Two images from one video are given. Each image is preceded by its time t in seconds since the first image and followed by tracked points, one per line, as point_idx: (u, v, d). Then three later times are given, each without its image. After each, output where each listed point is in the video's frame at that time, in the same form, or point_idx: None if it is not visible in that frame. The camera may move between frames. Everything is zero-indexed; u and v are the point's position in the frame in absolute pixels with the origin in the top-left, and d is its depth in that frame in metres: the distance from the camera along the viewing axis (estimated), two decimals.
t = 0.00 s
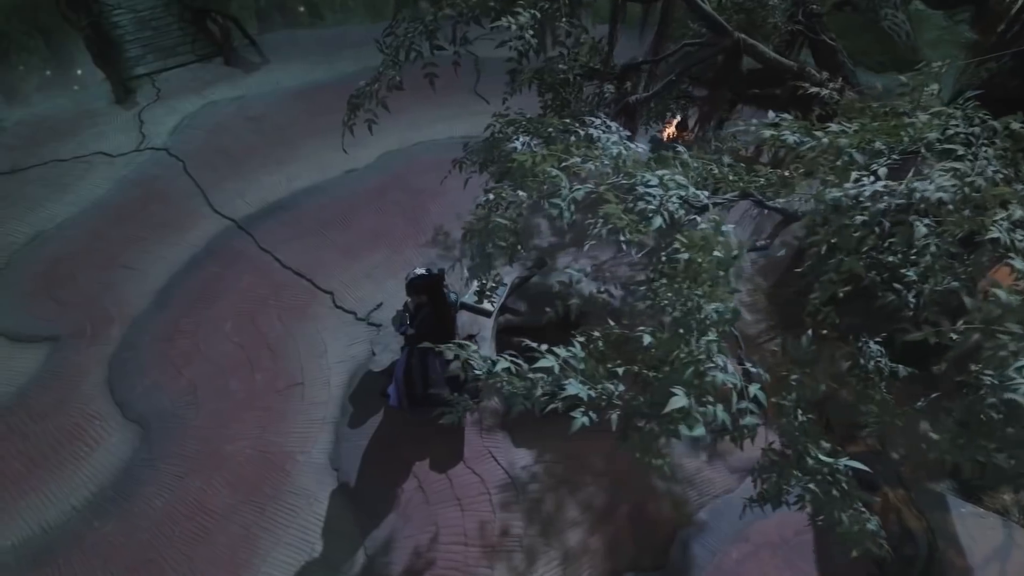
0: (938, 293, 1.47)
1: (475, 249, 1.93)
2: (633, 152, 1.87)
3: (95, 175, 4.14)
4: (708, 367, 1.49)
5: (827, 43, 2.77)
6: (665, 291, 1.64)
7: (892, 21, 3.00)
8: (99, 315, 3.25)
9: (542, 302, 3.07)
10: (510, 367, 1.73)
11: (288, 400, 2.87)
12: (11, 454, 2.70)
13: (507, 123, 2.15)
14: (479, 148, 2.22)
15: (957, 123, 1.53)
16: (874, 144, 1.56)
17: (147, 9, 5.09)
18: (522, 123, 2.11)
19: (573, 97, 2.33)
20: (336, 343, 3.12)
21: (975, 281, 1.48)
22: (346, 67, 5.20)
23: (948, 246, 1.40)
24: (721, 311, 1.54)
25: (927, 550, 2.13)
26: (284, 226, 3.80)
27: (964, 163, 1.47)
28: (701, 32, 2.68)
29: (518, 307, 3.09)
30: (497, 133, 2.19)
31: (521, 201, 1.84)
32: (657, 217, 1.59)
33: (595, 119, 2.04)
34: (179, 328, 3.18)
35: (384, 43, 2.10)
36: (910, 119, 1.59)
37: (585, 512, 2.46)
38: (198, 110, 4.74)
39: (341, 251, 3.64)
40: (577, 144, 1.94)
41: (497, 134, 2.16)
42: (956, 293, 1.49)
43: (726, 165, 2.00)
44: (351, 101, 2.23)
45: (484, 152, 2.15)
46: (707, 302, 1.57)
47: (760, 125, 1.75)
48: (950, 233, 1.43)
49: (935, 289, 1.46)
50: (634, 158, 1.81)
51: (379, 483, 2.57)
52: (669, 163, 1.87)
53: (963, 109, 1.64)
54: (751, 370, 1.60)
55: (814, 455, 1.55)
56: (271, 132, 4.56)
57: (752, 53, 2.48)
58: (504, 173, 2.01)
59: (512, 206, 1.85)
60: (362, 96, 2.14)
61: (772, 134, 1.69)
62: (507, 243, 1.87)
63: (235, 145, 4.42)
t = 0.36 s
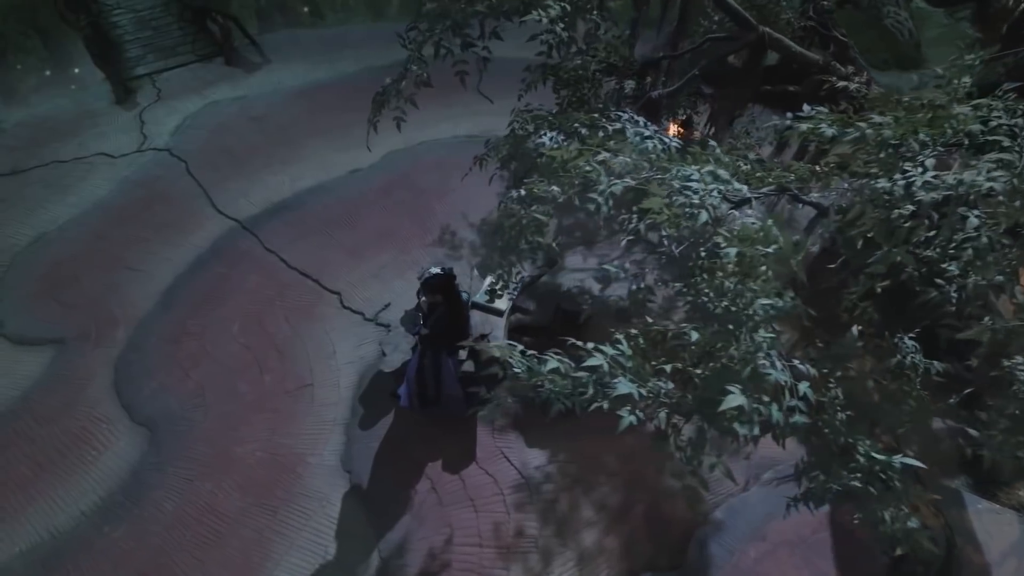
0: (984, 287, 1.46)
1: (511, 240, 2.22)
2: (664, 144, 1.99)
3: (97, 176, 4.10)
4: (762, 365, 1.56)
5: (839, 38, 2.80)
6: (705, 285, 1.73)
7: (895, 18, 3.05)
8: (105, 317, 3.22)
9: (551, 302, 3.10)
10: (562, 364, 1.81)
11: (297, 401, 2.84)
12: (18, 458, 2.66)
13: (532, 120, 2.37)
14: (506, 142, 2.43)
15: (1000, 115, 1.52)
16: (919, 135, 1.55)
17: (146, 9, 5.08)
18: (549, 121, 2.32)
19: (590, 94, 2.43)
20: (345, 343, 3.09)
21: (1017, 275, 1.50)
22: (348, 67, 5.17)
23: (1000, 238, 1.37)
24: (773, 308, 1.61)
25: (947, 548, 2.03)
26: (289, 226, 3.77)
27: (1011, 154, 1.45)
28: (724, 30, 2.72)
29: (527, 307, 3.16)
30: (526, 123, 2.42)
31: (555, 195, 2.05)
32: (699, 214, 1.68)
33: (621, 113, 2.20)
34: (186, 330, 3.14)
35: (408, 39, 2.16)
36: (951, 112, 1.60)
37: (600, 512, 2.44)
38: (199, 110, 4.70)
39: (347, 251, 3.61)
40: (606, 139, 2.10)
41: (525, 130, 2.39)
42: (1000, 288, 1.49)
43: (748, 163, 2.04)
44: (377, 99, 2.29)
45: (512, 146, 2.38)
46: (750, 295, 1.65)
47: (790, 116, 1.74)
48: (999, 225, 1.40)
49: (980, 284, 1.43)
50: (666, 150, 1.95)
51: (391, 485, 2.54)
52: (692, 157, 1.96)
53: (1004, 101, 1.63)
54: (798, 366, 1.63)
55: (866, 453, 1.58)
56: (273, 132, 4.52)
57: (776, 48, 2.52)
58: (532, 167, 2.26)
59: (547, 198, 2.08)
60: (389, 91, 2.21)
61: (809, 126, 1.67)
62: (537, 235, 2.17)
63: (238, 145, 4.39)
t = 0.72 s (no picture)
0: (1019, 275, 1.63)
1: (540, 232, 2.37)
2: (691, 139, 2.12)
3: (95, 179, 4.04)
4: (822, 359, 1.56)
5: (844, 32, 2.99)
6: (746, 281, 1.81)
7: (892, 14, 3.22)
8: (107, 321, 3.17)
9: (558, 300, 3.10)
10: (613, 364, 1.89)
11: (305, 404, 2.81)
12: (21, 466, 2.62)
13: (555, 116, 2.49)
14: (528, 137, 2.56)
15: None
16: (959, 128, 1.68)
17: (142, 10, 5.10)
18: (571, 118, 2.44)
19: (606, 89, 2.52)
20: (352, 344, 3.06)
21: None
22: (347, 66, 5.13)
23: None
24: (821, 300, 1.68)
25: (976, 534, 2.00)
26: (292, 227, 3.73)
27: None
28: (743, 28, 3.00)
29: (536, 306, 3.13)
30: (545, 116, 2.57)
31: (588, 188, 2.22)
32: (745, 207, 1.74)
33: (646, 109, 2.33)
34: (190, 333, 3.10)
35: (434, 38, 2.41)
36: (989, 103, 1.72)
37: (614, 511, 2.42)
38: (198, 111, 4.65)
39: (352, 251, 3.59)
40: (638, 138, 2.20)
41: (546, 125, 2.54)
42: None
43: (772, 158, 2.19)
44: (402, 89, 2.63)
45: (533, 143, 2.51)
46: (794, 288, 1.71)
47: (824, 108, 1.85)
48: None
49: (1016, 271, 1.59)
50: (694, 146, 2.09)
51: (403, 487, 2.52)
52: (723, 150, 2.09)
53: None
54: (850, 362, 1.59)
55: (915, 449, 1.67)
56: (274, 132, 4.49)
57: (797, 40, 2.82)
58: (559, 161, 2.37)
59: (579, 191, 2.23)
60: (411, 87, 2.55)
61: (846, 120, 1.80)
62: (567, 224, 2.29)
63: (239, 146, 4.35)
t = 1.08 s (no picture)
0: None
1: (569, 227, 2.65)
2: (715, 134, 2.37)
3: (91, 183, 3.98)
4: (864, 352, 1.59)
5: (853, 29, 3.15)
6: (784, 278, 1.80)
7: (890, 11, 3.23)
8: (108, 327, 3.12)
9: (565, 299, 3.09)
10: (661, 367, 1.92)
11: (312, 408, 2.78)
12: (23, 476, 2.57)
13: (578, 114, 2.71)
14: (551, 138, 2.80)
15: None
16: (996, 120, 1.73)
17: (134, 12, 5.04)
18: (593, 117, 2.64)
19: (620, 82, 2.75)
20: (358, 347, 3.03)
21: None
22: (344, 67, 5.09)
23: None
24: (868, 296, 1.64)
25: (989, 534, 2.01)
26: (294, 230, 3.69)
27: None
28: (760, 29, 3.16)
29: (542, 306, 3.09)
30: (563, 114, 2.85)
31: (620, 187, 2.42)
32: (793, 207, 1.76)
33: (670, 107, 2.54)
34: (193, 338, 3.06)
35: (457, 44, 2.64)
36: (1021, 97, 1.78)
37: (628, 511, 2.41)
38: (194, 112, 4.60)
39: (354, 253, 3.55)
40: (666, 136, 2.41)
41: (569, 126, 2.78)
42: None
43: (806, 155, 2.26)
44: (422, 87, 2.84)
45: (556, 144, 2.75)
46: (841, 284, 1.67)
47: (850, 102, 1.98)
48: None
49: None
50: (718, 140, 2.32)
51: (415, 491, 2.49)
52: (745, 146, 2.28)
53: None
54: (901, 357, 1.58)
55: (962, 445, 1.66)
56: (272, 133, 4.44)
57: (816, 35, 2.94)
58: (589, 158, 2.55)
59: (610, 188, 2.45)
60: (436, 83, 2.74)
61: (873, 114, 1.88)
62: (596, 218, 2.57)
63: (237, 148, 4.30)
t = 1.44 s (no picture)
0: None
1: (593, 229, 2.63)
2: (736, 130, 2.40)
3: (84, 188, 3.91)
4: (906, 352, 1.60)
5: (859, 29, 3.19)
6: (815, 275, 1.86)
7: (882, 8, 3.18)
8: (105, 335, 3.07)
9: (569, 299, 3.06)
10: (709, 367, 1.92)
11: (316, 414, 2.74)
12: (22, 489, 2.51)
13: (591, 113, 2.73)
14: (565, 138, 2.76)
15: None
16: None
17: (123, 14, 4.97)
18: (608, 116, 2.65)
19: (629, 79, 2.82)
20: (361, 351, 3.00)
21: None
22: (338, 68, 5.05)
23: None
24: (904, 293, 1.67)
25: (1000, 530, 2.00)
26: (293, 233, 3.65)
27: None
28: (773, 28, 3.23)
29: (546, 306, 3.06)
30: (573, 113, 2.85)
31: (645, 187, 2.34)
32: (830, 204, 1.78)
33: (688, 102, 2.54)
34: (193, 345, 3.01)
35: (471, 48, 2.78)
36: None
37: (638, 511, 2.40)
38: (188, 115, 4.54)
39: (355, 256, 3.51)
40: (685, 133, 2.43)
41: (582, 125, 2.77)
42: None
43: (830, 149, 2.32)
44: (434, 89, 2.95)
45: (568, 143, 2.73)
46: (876, 281, 1.71)
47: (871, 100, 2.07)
48: None
49: None
50: (739, 136, 2.35)
51: (424, 496, 2.46)
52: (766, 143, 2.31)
53: None
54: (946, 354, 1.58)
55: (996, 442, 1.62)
56: (268, 136, 4.39)
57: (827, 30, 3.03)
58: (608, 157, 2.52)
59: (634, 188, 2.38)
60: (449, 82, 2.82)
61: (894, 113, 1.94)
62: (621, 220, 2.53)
63: (232, 151, 4.25)
